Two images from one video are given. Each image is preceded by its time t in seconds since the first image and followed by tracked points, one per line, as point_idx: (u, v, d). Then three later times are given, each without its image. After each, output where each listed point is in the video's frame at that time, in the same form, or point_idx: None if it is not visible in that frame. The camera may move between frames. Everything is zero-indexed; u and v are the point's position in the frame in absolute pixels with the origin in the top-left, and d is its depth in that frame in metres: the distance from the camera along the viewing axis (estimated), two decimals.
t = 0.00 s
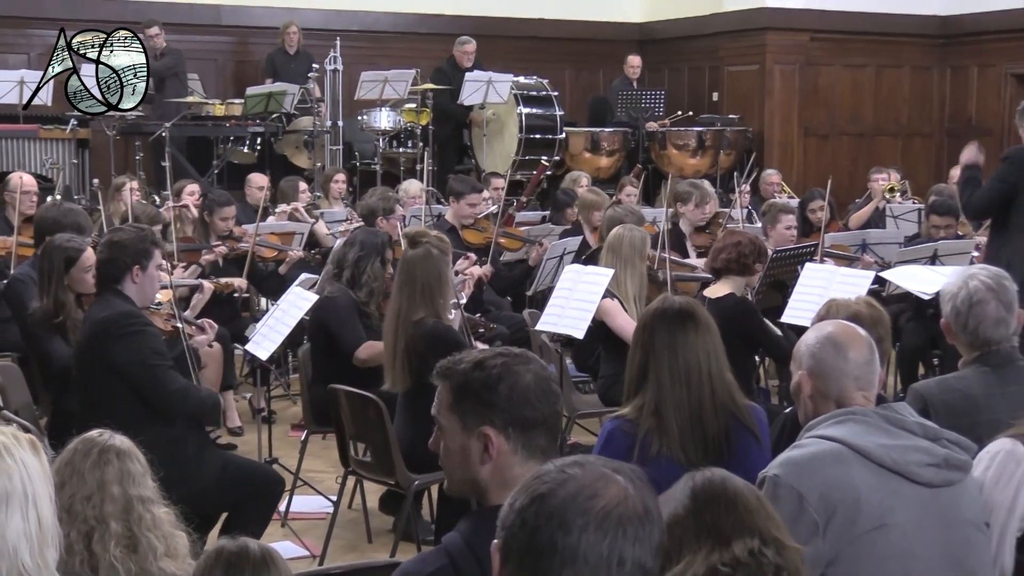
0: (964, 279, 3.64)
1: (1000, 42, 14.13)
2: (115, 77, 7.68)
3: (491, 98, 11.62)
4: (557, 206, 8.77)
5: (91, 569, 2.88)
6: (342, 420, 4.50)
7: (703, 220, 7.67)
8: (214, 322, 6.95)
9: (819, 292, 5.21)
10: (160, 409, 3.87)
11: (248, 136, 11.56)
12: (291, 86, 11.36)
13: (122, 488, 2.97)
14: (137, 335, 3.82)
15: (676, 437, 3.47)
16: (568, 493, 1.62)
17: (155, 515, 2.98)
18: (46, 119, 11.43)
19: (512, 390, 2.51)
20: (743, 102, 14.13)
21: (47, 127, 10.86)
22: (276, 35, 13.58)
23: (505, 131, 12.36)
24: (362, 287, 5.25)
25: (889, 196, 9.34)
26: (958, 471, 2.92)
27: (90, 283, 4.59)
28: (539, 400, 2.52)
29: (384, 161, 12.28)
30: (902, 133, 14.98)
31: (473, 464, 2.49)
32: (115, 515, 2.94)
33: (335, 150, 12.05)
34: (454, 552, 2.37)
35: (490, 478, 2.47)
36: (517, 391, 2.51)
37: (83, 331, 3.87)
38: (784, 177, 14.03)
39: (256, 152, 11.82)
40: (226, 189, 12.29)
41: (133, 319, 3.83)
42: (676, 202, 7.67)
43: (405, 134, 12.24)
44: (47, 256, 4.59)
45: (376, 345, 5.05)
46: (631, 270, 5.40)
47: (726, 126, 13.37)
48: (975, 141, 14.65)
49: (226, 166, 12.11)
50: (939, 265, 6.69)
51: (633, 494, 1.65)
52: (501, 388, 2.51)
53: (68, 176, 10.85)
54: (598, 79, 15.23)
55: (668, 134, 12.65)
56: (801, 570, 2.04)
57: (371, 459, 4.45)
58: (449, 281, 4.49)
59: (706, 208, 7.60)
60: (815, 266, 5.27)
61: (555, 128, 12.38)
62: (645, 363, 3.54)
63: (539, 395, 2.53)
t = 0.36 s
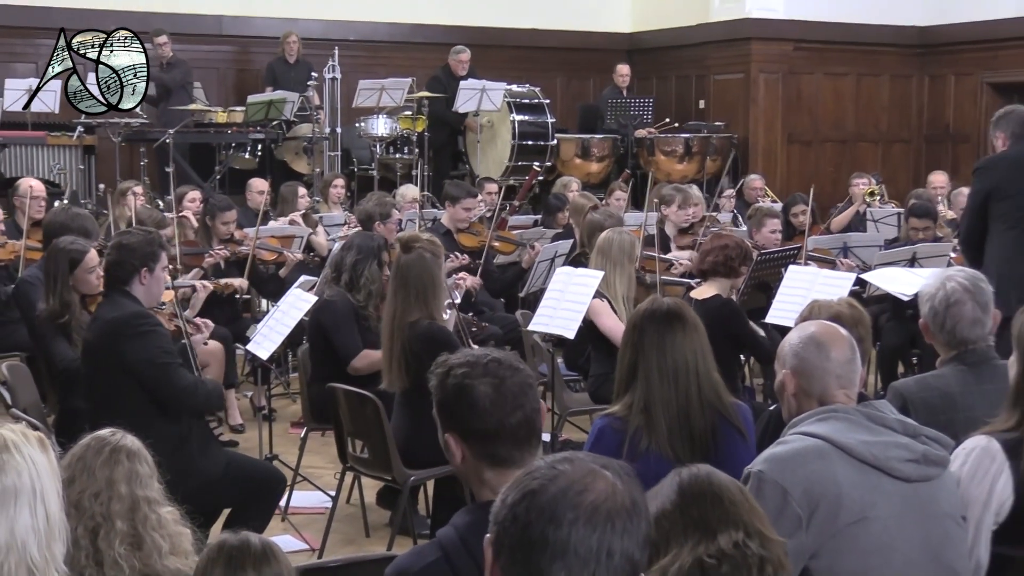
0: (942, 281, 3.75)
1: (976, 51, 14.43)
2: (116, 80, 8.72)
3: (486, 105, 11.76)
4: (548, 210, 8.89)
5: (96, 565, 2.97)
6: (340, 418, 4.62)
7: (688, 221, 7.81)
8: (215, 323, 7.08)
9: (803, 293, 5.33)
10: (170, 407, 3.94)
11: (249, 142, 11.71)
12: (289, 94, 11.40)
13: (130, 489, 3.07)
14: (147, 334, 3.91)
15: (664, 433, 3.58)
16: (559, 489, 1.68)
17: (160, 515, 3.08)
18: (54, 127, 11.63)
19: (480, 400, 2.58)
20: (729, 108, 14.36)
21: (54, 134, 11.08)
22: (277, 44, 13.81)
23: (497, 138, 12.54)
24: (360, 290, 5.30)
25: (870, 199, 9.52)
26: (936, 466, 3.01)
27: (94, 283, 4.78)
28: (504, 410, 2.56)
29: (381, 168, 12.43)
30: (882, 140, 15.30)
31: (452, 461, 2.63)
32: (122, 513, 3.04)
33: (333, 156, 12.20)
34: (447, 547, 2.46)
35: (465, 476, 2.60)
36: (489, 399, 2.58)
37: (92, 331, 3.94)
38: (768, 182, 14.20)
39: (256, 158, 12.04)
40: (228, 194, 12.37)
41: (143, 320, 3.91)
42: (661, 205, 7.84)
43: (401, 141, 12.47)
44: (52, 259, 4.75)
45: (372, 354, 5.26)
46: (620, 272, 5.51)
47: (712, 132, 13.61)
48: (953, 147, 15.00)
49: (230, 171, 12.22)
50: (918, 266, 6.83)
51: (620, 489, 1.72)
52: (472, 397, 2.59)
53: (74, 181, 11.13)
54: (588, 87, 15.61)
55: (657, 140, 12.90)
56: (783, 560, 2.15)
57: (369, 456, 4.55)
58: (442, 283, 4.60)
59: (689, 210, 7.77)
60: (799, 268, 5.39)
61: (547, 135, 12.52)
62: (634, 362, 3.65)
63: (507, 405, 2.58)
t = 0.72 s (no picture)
0: (921, 285, 3.88)
1: (949, 61, 14.72)
2: (114, 79, 7.74)
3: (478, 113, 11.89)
4: (540, 215, 8.99)
5: (102, 558, 3.10)
6: (337, 417, 4.72)
7: (677, 225, 7.90)
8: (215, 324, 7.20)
9: (785, 295, 5.45)
10: (173, 406, 4.06)
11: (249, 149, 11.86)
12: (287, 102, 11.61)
13: (133, 484, 3.18)
14: (152, 337, 4.02)
15: (651, 431, 3.68)
16: (550, 484, 1.74)
17: (162, 510, 3.19)
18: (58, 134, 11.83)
19: (448, 403, 2.35)
20: (715, 116, 14.62)
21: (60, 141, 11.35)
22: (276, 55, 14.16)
23: (489, 146, 12.68)
24: (351, 291, 5.47)
25: (854, 203, 9.67)
26: (915, 463, 3.07)
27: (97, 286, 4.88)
28: (475, 409, 2.37)
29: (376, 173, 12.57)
30: (861, 147, 15.53)
31: (422, 476, 2.35)
32: (126, 507, 3.14)
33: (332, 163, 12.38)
34: (416, 549, 2.24)
35: (440, 489, 2.34)
36: (454, 402, 2.36)
37: (99, 332, 4.06)
38: (752, 188, 14.46)
39: (256, 165, 12.08)
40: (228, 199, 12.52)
41: (149, 323, 4.02)
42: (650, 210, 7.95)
43: (396, 148, 12.66)
44: (56, 262, 4.87)
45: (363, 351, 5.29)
46: (609, 275, 5.63)
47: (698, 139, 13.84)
48: (930, 154, 15.28)
49: (230, 177, 12.37)
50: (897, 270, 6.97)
51: (609, 486, 1.77)
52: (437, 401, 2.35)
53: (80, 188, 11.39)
54: (578, 97, 15.97)
55: (644, 147, 13.10)
56: (770, 554, 2.25)
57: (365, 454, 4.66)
58: (438, 285, 4.73)
59: (677, 214, 7.86)
60: (782, 272, 5.50)
61: (538, 143, 12.66)
62: (623, 362, 3.77)
63: (475, 403, 2.38)
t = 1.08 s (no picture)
0: (897, 286, 4.00)
1: (923, 71, 15.10)
2: (114, 80, 7.32)
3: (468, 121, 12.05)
4: (528, 219, 9.10)
5: (103, 552, 3.21)
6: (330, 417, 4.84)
7: (661, 229, 8.04)
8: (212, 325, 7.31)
9: (765, 297, 5.58)
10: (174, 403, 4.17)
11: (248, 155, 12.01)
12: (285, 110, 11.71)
13: (135, 481, 3.27)
14: (153, 337, 4.13)
15: (636, 430, 3.79)
16: (538, 480, 1.81)
17: (161, 508, 3.29)
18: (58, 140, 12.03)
19: (374, 420, 2.57)
20: (698, 123, 14.95)
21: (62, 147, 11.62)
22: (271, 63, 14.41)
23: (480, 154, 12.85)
24: (336, 296, 5.60)
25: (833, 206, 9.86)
26: (891, 459, 3.13)
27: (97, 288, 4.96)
28: (403, 422, 2.59)
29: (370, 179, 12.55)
30: (839, 154, 15.88)
31: (355, 492, 2.57)
32: (128, 502, 3.24)
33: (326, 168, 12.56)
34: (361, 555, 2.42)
35: (375, 501, 2.58)
36: (380, 419, 2.57)
37: (100, 333, 4.17)
38: (734, 193, 14.77)
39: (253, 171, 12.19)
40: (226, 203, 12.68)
41: (150, 324, 4.14)
42: (636, 214, 8.04)
43: (389, 154, 12.63)
44: (58, 265, 4.96)
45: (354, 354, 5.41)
46: (594, 278, 5.76)
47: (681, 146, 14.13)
48: (905, 161, 15.67)
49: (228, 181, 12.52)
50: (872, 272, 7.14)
51: (594, 482, 1.85)
52: (363, 420, 2.57)
53: (80, 192, 11.68)
54: (564, 104, 16.30)
55: (629, 154, 13.37)
56: (748, 546, 2.39)
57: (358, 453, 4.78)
58: (427, 288, 4.84)
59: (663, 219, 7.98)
60: (762, 273, 5.64)
61: (526, 149, 12.75)
62: (608, 362, 3.89)
63: (400, 417, 2.59)
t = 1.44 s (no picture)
0: (874, 286, 4.14)
1: (898, 77, 15.30)
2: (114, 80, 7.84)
3: (457, 126, 12.19)
4: (517, 221, 9.22)
5: (104, 543, 3.31)
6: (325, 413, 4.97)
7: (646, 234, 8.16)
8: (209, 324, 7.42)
9: (746, 297, 5.71)
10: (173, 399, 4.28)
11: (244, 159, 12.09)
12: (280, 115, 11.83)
13: (134, 474, 3.37)
14: (151, 336, 4.25)
15: (620, 425, 3.90)
16: (523, 476, 1.85)
17: (160, 501, 3.40)
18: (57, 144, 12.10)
19: (323, 441, 2.76)
20: (681, 128, 15.12)
21: (64, 151, 11.60)
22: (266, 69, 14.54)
23: (469, 158, 12.98)
24: (328, 296, 5.72)
25: (811, 209, 10.01)
26: (868, 453, 3.13)
27: (98, 287, 5.07)
28: (349, 444, 2.74)
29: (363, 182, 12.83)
30: (819, 157, 16.08)
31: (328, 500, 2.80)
32: (127, 494, 3.35)
33: (320, 172, 12.68)
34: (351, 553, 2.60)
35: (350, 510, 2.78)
36: (335, 440, 2.75)
37: (100, 333, 4.28)
38: (715, 196, 14.95)
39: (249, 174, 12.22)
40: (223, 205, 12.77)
41: (147, 323, 4.26)
42: (623, 218, 8.17)
43: (381, 157, 12.87)
44: (59, 266, 5.06)
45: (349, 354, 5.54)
46: (581, 280, 5.88)
47: (664, 150, 14.30)
48: (881, 164, 15.87)
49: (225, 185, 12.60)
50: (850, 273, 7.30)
51: (580, 476, 1.89)
52: (316, 440, 2.77)
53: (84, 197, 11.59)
54: (551, 110, 16.49)
55: (614, 158, 13.50)
56: (740, 536, 2.39)
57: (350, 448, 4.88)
58: (417, 288, 4.94)
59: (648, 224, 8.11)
60: (744, 274, 5.77)
61: (515, 153, 12.92)
62: (594, 359, 4.00)
63: (354, 434, 2.75)
